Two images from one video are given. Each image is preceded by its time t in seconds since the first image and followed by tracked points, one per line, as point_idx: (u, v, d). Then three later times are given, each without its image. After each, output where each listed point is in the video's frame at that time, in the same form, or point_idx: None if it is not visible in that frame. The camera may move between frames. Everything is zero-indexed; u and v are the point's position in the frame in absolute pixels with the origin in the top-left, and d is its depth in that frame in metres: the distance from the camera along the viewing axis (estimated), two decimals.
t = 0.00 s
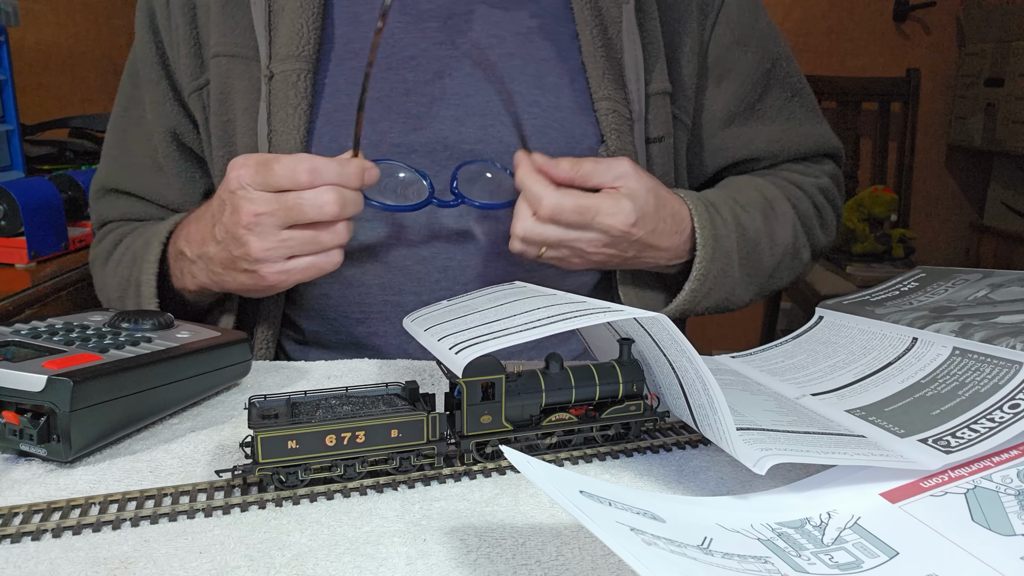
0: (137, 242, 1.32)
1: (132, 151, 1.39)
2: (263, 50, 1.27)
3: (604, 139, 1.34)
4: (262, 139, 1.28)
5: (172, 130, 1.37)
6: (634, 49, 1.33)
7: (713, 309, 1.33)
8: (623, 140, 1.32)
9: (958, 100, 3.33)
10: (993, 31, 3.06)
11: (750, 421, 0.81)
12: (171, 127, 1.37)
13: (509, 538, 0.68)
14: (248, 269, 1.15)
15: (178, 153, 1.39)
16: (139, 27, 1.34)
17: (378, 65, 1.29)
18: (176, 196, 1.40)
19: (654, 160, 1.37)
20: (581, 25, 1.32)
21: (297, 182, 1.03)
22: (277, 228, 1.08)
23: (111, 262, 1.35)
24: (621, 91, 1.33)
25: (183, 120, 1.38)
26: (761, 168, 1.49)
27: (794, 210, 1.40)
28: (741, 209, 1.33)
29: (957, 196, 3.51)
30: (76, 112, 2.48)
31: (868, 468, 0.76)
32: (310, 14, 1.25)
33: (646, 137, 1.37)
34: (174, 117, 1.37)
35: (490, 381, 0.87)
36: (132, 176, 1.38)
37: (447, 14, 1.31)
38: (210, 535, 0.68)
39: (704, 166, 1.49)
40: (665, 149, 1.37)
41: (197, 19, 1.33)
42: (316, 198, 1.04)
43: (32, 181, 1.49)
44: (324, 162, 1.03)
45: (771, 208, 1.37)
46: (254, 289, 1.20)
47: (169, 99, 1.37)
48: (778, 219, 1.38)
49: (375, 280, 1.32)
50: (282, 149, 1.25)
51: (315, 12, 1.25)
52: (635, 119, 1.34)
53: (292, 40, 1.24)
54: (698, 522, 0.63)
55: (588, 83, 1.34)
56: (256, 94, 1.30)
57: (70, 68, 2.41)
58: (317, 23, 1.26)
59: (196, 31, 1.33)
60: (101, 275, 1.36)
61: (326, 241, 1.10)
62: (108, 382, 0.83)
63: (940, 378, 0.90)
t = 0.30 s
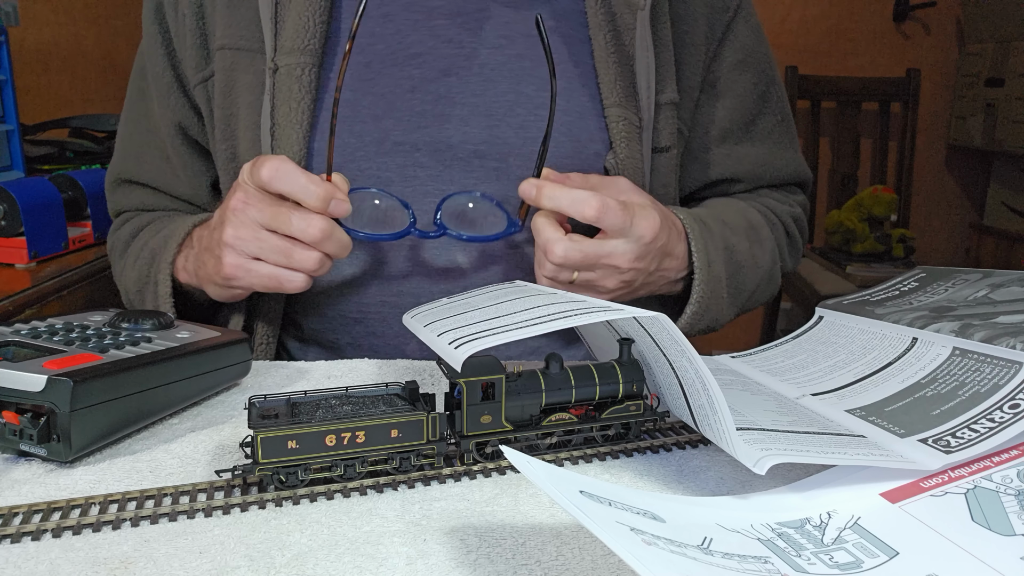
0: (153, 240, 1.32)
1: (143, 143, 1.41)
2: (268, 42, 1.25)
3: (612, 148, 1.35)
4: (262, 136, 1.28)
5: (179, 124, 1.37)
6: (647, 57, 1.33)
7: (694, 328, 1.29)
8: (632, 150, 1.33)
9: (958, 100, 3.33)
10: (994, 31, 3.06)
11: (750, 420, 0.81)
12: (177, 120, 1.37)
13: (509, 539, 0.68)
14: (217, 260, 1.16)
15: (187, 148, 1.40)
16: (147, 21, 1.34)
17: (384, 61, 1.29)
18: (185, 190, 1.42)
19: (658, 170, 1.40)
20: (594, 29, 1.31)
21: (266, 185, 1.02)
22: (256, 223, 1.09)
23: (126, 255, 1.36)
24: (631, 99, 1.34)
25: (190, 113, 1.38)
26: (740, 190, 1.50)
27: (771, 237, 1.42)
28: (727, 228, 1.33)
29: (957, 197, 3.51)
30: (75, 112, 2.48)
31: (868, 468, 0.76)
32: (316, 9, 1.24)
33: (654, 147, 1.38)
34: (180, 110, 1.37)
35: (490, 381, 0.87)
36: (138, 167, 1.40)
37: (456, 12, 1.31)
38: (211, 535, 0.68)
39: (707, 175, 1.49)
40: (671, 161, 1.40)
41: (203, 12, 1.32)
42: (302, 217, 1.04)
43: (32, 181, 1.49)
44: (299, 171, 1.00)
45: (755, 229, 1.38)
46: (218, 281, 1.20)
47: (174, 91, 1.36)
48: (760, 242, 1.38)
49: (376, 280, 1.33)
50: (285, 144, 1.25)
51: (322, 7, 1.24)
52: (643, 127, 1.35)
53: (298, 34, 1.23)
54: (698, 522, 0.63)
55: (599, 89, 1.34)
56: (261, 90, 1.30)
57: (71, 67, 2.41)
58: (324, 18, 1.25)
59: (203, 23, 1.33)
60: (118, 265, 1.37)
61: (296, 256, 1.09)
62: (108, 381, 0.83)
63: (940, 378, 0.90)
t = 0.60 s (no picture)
0: (140, 225, 1.29)
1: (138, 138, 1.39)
2: (273, 41, 1.25)
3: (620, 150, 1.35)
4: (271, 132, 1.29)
5: (177, 121, 1.37)
6: (654, 60, 1.32)
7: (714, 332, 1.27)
8: (639, 151, 1.33)
9: (958, 100, 3.33)
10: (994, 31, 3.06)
11: (749, 421, 0.81)
12: (175, 118, 1.37)
13: (509, 539, 0.68)
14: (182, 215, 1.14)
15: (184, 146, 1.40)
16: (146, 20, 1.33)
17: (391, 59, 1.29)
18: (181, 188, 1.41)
19: (665, 173, 1.41)
20: (602, 32, 1.31)
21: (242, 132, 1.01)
22: (225, 180, 1.08)
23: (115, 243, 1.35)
24: (639, 104, 1.33)
25: (189, 111, 1.38)
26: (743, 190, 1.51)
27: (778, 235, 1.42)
28: (735, 232, 1.34)
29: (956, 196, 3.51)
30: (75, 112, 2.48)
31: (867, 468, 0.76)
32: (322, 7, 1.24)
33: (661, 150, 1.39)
34: (179, 108, 1.37)
35: (490, 381, 0.87)
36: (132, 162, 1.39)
37: (464, 12, 1.31)
38: (211, 535, 0.68)
39: (717, 177, 1.50)
40: (677, 163, 1.40)
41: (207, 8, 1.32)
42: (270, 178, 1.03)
43: (31, 181, 1.49)
44: (278, 125, 1.00)
45: (761, 228, 1.38)
46: (180, 239, 1.18)
47: (175, 90, 1.36)
48: (768, 243, 1.39)
49: (379, 280, 1.33)
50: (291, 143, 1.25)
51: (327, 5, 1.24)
52: (650, 130, 1.36)
53: (304, 32, 1.23)
54: (698, 522, 0.63)
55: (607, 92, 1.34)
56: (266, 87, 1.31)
57: (71, 67, 2.41)
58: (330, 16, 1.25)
59: (206, 20, 1.33)
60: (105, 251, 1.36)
61: (257, 217, 1.08)
62: (108, 381, 0.83)
63: (940, 378, 0.90)
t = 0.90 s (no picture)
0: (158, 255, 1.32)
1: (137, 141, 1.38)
2: (278, 48, 1.25)
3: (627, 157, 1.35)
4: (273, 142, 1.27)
5: (180, 126, 1.37)
6: (659, 61, 1.31)
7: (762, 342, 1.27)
8: (647, 156, 1.33)
9: (958, 100, 3.33)
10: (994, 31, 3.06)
11: (750, 421, 0.81)
12: (178, 122, 1.37)
13: (509, 539, 0.68)
14: (303, 278, 1.18)
15: (187, 150, 1.40)
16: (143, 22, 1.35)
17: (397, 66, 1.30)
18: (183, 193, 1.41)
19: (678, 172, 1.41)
20: (604, 37, 1.30)
21: (382, 202, 1.07)
22: (352, 245, 1.13)
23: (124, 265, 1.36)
24: (645, 104, 1.33)
25: (190, 115, 1.38)
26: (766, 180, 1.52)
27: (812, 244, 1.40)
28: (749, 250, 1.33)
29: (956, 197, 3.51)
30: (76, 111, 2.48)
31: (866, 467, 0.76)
32: (327, 13, 1.24)
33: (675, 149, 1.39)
34: (181, 112, 1.37)
35: (490, 381, 0.86)
36: (131, 166, 1.38)
37: (468, 18, 1.31)
38: (210, 536, 0.68)
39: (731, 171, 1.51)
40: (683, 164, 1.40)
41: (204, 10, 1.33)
42: (400, 244, 1.10)
43: (32, 181, 1.49)
44: (412, 195, 1.05)
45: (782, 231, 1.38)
46: (297, 299, 1.21)
47: (176, 92, 1.37)
48: (798, 250, 1.37)
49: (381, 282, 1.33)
50: (298, 153, 1.26)
51: (332, 11, 1.25)
52: (659, 130, 1.34)
53: (308, 41, 1.24)
54: (698, 522, 0.63)
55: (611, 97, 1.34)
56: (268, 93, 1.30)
57: (71, 66, 2.41)
58: (334, 24, 1.26)
59: (203, 23, 1.33)
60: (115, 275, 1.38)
61: (388, 276, 1.14)
62: (108, 382, 0.83)
63: (940, 378, 0.90)
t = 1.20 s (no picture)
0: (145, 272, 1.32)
1: (126, 154, 1.39)
2: (268, 64, 1.26)
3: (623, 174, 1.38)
4: (265, 159, 1.29)
5: (170, 138, 1.38)
6: (653, 73, 1.32)
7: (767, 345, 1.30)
8: (642, 168, 1.35)
9: (958, 99, 3.32)
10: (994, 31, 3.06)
11: (752, 421, 0.80)
12: (168, 134, 1.38)
13: (510, 538, 0.68)
14: (268, 304, 1.19)
15: (178, 161, 1.41)
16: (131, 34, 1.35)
17: (391, 79, 1.29)
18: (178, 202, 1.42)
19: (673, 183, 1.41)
20: (600, 50, 1.31)
21: (328, 213, 1.09)
22: (306, 262, 1.14)
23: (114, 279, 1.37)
24: (641, 113, 1.34)
25: (181, 126, 1.39)
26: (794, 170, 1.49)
27: (832, 245, 1.40)
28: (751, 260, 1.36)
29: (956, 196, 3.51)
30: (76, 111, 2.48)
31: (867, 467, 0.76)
32: (319, 24, 1.23)
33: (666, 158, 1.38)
34: (171, 124, 1.38)
35: (490, 381, 0.87)
36: (122, 179, 1.39)
37: (464, 30, 1.30)
38: (211, 535, 0.68)
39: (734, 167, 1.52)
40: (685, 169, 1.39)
41: (192, 19, 1.32)
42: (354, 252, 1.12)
43: (31, 181, 1.49)
44: (360, 201, 1.08)
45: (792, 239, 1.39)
46: (268, 326, 1.23)
47: (164, 105, 1.38)
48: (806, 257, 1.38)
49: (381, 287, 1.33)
50: (289, 169, 1.27)
51: (325, 21, 1.24)
52: (656, 141, 1.36)
53: (302, 51, 1.23)
54: (698, 522, 0.63)
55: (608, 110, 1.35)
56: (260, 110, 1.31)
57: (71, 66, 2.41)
58: (326, 35, 1.24)
59: (191, 33, 1.32)
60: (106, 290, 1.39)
61: (349, 286, 1.14)
62: (108, 381, 0.83)
63: (940, 378, 0.90)
